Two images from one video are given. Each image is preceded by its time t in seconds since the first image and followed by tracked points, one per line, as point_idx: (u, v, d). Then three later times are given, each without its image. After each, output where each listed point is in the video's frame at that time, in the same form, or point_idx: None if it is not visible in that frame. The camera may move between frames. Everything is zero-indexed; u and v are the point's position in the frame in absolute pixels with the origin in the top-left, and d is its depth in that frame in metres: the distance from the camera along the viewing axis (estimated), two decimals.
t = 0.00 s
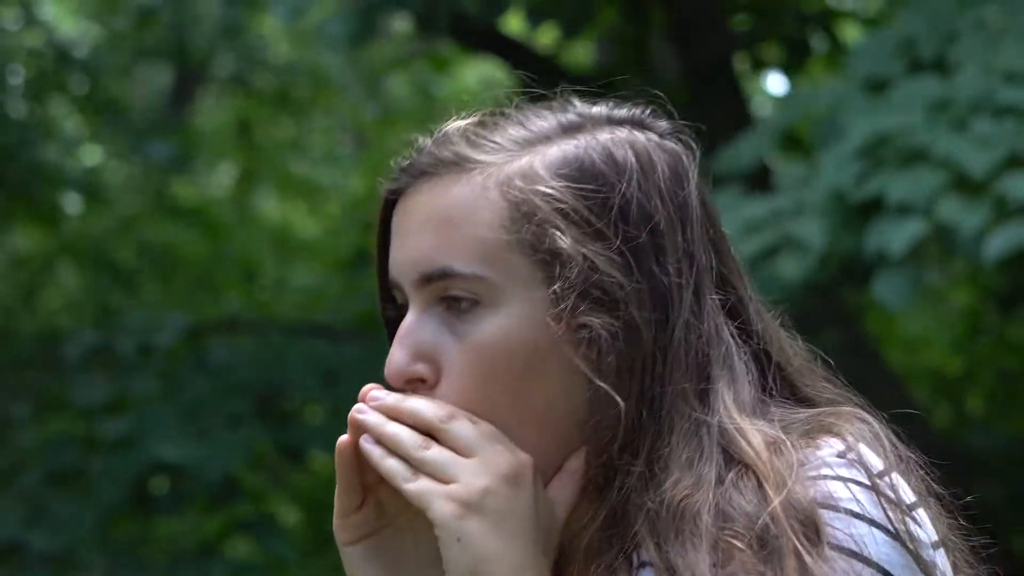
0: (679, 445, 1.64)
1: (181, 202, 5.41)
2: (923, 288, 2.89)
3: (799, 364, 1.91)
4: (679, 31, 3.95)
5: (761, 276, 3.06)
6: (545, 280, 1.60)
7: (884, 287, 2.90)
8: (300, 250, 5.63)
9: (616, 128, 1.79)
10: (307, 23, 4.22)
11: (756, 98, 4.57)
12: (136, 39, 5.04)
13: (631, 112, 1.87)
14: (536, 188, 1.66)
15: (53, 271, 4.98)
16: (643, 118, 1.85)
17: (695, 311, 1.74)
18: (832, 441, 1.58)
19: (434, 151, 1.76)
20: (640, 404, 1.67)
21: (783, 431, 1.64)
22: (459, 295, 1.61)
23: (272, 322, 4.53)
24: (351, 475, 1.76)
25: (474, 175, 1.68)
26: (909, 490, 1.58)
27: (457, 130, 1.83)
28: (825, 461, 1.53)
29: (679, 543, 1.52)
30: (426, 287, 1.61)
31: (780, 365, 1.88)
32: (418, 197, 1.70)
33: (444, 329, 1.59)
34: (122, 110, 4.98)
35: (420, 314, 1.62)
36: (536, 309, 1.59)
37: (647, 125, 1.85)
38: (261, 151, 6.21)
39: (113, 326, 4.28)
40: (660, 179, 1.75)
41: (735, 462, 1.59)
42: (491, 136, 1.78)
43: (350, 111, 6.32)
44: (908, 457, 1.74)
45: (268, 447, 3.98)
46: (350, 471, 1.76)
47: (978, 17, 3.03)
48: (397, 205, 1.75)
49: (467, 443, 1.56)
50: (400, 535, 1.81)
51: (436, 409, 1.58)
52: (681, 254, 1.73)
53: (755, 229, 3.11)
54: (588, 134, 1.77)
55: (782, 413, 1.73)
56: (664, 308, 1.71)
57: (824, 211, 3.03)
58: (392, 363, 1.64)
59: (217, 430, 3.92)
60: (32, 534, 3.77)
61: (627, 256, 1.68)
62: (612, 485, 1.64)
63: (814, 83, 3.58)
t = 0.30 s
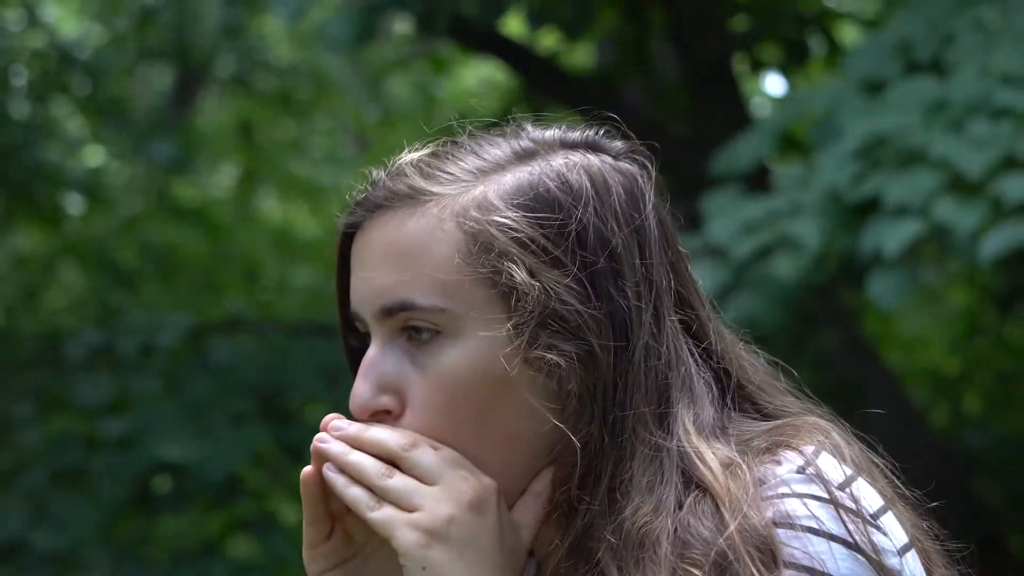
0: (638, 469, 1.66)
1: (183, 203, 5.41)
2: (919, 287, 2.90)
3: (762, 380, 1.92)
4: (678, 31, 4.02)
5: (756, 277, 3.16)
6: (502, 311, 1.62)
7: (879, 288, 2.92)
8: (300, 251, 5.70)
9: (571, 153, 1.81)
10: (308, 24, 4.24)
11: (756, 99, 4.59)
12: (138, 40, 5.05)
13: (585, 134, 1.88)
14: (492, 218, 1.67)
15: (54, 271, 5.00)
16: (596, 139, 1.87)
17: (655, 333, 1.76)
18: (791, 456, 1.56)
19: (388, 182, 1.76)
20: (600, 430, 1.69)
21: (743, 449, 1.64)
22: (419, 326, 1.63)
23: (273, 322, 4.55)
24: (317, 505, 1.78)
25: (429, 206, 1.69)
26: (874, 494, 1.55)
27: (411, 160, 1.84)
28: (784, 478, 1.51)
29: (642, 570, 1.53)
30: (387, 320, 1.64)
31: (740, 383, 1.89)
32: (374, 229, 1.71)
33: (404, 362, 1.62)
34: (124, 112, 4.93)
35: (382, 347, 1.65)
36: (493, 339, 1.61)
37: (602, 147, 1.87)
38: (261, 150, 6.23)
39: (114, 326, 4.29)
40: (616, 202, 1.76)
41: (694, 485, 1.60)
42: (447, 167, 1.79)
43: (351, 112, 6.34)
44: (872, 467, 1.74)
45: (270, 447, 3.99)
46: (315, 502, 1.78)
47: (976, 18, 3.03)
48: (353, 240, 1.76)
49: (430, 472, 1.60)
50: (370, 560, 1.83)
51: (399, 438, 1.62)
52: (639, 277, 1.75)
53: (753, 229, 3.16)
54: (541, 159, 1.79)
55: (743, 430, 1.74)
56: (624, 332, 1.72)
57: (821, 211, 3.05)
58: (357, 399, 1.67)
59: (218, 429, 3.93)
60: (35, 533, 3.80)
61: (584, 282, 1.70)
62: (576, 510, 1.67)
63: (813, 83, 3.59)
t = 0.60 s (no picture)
0: (603, 486, 1.75)
1: (185, 203, 5.43)
2: (917, 288, 2.93)
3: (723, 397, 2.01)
4: (677, 31, 4.02)
5: (754, 277, 3.21)
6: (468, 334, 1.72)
7: (879, 289, 2.95)
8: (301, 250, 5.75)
9: (534, 175, 1.91)
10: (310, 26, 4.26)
11: (754, 99, 4.61)
12: (141, 40, 5.04)
13: (547, 155, 1.97)
14: (458, 242, 1.77)
15: (58, 271, 5.05)
16: (559, 159, 1.97)
17: (618, 351, 1.86)
18: (751, 475, 1.65)
19: (353, 203, 1.87)
20: (564, 447, 1.79)
21: (702, 466, 1.73)
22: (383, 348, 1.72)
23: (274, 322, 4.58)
24: (286, 528, 1.84)
25: (393, 231, 1.78)
26: (839, 506, 1.64)
27: (374, 184, 1.93)
28: (746, 497, 1.60)
29: None
30: (353, 342, 1.72)
31: (703, 400, 1.98)
32: (340, 253, 1.80)
33: (370, 385, 1.71)
34: (125, 111, 4.97)
35: (348, 369, 1.73)
36: (460, 362, 1.70)
37: (564, 169, 1.96)
38: (262, 151, 6.25)
39: (116, 326, 4.30)
40: (579, 226, 1.86)
41: (657, 505, 1.69)
42: (409, 192, 1.88)
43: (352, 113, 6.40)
44: (836, 476, 1.83)
45: (272, 448, 3.99)
46: (284, 525, 1.83)
47: (973, 20, 3.05)
48: (319, 261, 1.85)
49: (399, 494, 1.68)
50: None
51: (366, 460, 1.70)
52: (602, 297, 1.85)
53: (751, 229, 3.17)
54: (505, 181, 1.89)
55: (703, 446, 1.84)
56: (586, 352, 1.82)
57: (819, 211, 3.06)
58: (323, 423, 1.76)
59: (221, 429, 3.96)
60: (39, 531, 3.81)
61: (547, 305, 1.80)
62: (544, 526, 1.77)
63: (811, 85, 3.61)
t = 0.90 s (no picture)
0: (571, 503, 1.68)
1: (187, 204, 5.46)
2: (915, 289, 2.95)
3: (694, 410, 1.95)
4: (677, 32, 4.04)
5: (753, 278, 3.25)
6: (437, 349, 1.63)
7: (879, 289, 2.96)
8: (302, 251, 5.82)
9: (501, 187, 1.82)
10: (312, 26, 4.26)
11: (753, 100, 4.63)
12: (144, 40, 5.05)
13: (516, 166, 1.90)
14: (425, 254, 1.68)
15: (60, 271, 5.06)
16: (529, 173, 1.89)
17: (587, 366, 1.78)
18: (719, 485, 1.59)
19: (319, 219, 1.78)
20: (534, 464, 1.71)
21: (671, 479, 1.67)
22: (354, 360, 1.64)
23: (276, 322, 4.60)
24: (257, 543, 1.75)
25: (361, 244, 1.70)
26: (807, 512, 1.58)
27: (342, 200, 1.84)
28: (712, 510, 1.55)
29: None
30: (324, 356, 1.64)
31: (674, 414, 1.92)
32: (308, 268, 1.72)
33: (340, 398, 1.63)
34: (126, 111, 4.98)
35: (319, 383, 1.66)
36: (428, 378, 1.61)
37: (534, 179, 1.88)
38: (262, 150, 6.26)
39: (118, 326, 4.33)
40: (550, 238, 1.78)
41: (625, 521, 1.63)
42: (378, 205, 1.80)
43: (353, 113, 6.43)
44: (804, 481, 1.77)
45: (274, 446, 4.02)
46: (255, 541, 1.75)
47: (973, 21, 3.07)
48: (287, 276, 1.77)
49: (369, 507, 1.59)
50: None
51: (336, 474, 1.61)
52: (572, 311, 1.77)
53: (750, 229, 3.18)
54: (473, 195, 1.79)
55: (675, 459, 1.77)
56: (557, 367, 1.75)
57: (819, 211, 3.07)
58: (294, 436, 1.67)
59: (224, 430, 3.99)
60: (42, 530, 3.84)
61: (518, 319, 1.71)
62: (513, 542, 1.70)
63: (809, 85, 3.63)
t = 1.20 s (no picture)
0: (551, 504, 1.70)
1: (188, 203, 5.50)
2: (913, 289, 2.98)
3: (678, 413, 1.96)
4: (676, 32, 4.05)
5: (750, 278, 3.26)
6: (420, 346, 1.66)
7: (876, 288, 2.98)
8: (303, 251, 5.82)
9: (489, 188, 1.85)
10: (313, 28, 4.29)
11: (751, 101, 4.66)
12: (146, 41, 5.08)
13: (506, 168, 1.93)
14: (411, 253, 1.71)
15: (63, 271, 5.13)
16: (518, 175, 1.92)
17: (571, 367, 1.80)
18: (697, 485, 1.61)
19: (308, 216, 1.81)
20: (516, 462, 1.73)
21: (651, 480, 1.69)
22: (339, 356, 1.67)
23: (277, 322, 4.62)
24: (237, 538, 1.77)
25: (348, 241, 1.73)
26: (786, 513, 1.59)
27: (332, 196, 1.87)
28: (689, 512, 1.56)
29: None
30: (309, 350, 1.68)
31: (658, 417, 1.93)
32: (296, 263, 1.75)
33: (325, 393, 1.66)
34: (129, 112, 5.00)
35: (305, 380, 1.69)
36: (411, 375, 1.65)
37: (522, 182, 1.91)
38: (263, 151, 6.30)
39: (120, 326, 4.36)
40: (536, 238, 1.81)
41: (603, 523, 1.64)
42: (366, 202, 1.83)
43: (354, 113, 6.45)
44: (784, 484, 1.78)
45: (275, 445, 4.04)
46: (235, 535, 1.76)
47: (969, 23, 3.10)
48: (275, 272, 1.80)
49: (348, 503, 1.62)
50: None
51: (317, 469, 1.64)
52: (556, 312, 1.80)
53: (748, 230, 3.19)
54: (461, 194, 1.82)
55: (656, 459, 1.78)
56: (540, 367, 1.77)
57: (817, 211, 3.09)
58: (277, 431, 1.70)
59: (226, 429, 3.97)
60: (45, 528, 3.87)
61: (501, 318, 1.74)
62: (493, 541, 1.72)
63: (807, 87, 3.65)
